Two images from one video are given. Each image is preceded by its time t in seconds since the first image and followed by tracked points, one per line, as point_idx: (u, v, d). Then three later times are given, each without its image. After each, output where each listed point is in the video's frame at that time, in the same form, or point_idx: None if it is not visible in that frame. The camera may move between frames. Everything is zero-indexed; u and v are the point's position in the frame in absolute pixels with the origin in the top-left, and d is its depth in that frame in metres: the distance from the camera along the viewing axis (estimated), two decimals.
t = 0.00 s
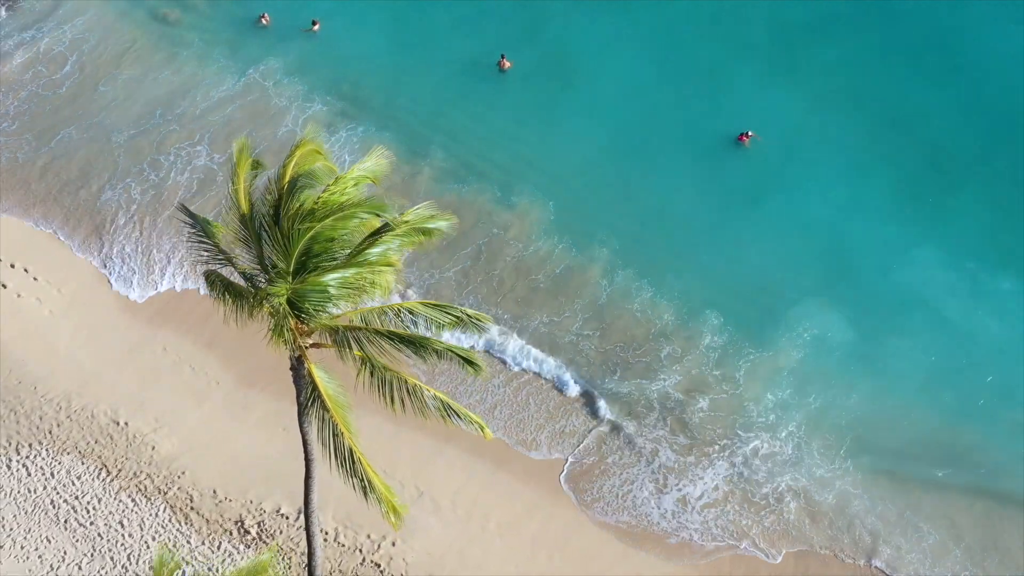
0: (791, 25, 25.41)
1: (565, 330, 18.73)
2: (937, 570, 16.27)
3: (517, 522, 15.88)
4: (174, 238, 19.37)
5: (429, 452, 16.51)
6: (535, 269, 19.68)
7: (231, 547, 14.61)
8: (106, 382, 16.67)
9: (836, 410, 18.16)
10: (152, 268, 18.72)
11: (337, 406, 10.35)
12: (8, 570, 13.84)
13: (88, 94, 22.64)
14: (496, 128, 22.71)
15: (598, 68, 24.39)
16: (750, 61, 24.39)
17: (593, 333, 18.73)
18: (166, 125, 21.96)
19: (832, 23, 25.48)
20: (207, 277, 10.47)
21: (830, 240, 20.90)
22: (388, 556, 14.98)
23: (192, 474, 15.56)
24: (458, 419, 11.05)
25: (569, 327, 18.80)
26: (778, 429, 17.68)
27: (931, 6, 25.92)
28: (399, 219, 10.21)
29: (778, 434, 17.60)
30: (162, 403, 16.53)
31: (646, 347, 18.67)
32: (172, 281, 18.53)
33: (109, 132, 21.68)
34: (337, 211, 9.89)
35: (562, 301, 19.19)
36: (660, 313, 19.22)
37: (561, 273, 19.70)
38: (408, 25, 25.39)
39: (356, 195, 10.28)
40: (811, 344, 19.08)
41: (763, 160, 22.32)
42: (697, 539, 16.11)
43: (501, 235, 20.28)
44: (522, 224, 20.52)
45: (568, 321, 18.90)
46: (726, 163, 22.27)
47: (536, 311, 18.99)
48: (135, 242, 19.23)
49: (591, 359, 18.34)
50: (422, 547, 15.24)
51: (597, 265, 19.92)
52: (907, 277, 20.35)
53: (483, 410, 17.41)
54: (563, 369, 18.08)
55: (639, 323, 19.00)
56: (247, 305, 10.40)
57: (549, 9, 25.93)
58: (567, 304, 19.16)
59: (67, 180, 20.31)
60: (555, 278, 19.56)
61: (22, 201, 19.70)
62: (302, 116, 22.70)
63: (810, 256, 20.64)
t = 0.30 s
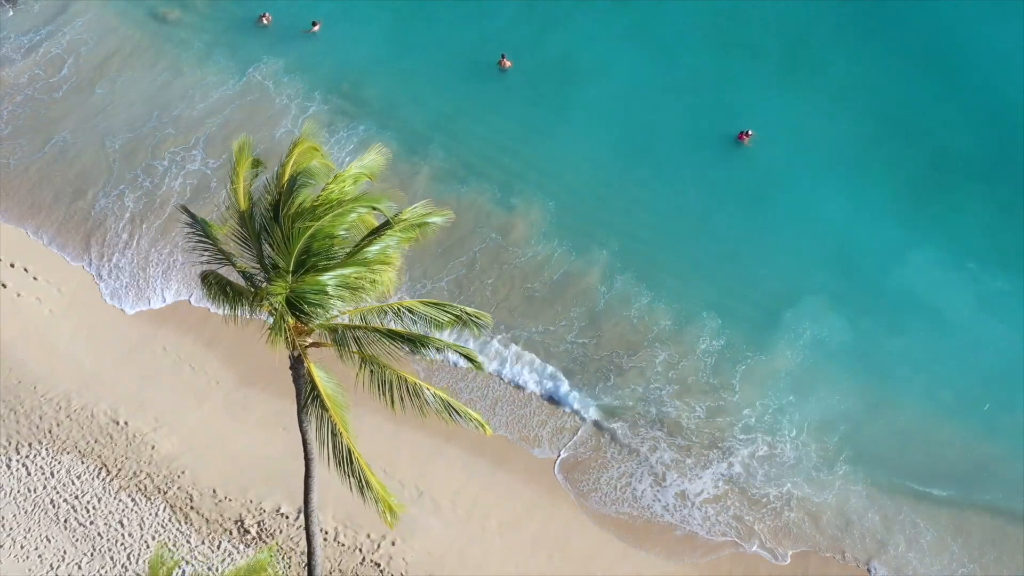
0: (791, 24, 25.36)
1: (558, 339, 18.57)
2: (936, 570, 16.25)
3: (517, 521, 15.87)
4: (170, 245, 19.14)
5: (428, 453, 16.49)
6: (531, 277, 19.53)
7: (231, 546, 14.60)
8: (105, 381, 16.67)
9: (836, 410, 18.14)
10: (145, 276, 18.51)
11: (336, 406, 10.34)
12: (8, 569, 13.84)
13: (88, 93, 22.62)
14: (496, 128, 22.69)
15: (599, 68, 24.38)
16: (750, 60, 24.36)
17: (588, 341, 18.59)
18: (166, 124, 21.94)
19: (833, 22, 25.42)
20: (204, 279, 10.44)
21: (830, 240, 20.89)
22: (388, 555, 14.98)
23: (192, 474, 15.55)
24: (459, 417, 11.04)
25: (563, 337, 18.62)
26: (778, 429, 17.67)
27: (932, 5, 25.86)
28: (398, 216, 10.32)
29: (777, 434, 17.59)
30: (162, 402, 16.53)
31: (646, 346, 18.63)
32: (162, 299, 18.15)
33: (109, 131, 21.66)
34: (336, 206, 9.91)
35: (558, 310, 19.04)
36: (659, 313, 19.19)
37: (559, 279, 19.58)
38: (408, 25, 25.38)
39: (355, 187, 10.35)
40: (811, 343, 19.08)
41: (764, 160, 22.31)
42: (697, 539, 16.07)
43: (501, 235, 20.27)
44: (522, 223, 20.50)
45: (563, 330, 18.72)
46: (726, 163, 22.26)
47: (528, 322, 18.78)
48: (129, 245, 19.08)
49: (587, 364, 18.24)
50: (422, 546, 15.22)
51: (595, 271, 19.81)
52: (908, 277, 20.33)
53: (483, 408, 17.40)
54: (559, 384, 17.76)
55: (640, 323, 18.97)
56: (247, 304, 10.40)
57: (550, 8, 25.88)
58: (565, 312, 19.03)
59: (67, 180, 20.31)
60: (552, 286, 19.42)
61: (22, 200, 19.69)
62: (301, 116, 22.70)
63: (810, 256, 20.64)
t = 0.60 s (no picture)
0: (792, 24, 25.31)
1: (552, 350, 18.35)
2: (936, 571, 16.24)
3: (517, 521, 15.86)
4: (163, 256, 18.92)
5: (428, 453, 16.47)
6: (525, 286, 19.35)
7: (231, 546, 14.59)
8: (105, 380, 16.66)
9: (835, 410, 18.14)
10: (140, 284, 18.35)
11: (334, 407, 10.32)
12: (8, 569, 13.83)
13: (89, 92, 22.63)
14: (496, 127, 22.67)
15: (598, 68, 24.36)
16: (750, 60, 24.32)
17: (589, 341, 18.56)
18: (166, 123, 21.94)
19: (833, 21, 25.39)
20: (202, 279, 10.41)
21: (830, 241, 20.88)
22: (388, 554, 14.99)
23: (192, 473, 15.55)
24: (458, 416, 11.01)
25: (556, 347, 18.40)
26: (777, 429, 17.64)
27: (933, 5, 25.81)
28: (397, 216, 10.35)
29: (776, 435, 17.57)
30: (162, 401, 16.53)
31: (646, 346, 18.62)
32: (154, 313, 17.87)
33: (109, 130, 21.65)
34: (336, 202, 9.93)
35: (553, 319, 18.84)
36: (659, 313, 19.18)
37: (554, 286, 19.42)
38: (409, 24, 25.36)
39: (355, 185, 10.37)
40: (811, 343, 19.07)
41: (764, 160, 22.29)
42: (697, 539, 16.05)
43: (501, 235, 20.24)
44: (522, 223, 20.49)
45: (558, 340, 18.52)
46: (725, 163, 22.24)
47: (520, 333, 18.55)
48: (120, 254, 18.89)
49: (587, 364, 18.20)
50: (422, 546, 15.21)
51: (592, 271, 19.78)
52: (907, 278, 20.30)
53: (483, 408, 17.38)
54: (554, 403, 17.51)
55: (641, 324, 18.95)
56: (245, 304, 10.39)
57: (550, 8, 25.85)
58: (563, 313, 18.97)
59: (67, 179, 20.31)
60: (546, 294, 19.25)
61: (21, 199, 19.67)
62: (302, 116, 22.70)
63: (810, 256, 20.62)
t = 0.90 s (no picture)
0: (792, 23, 25.30)
1: (545, 357, 18.20)
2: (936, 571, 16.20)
3: (517, 520, 15.84)
4: (159, 264, 18.76)
5: (429, 453, 16.46)
6: (521, 291, 19.24)
7: (230, 545, 14.57)
8: (104, 379, 16.65)
9: (836, 409, 18.10)
10: (139, 287, 18.33)
11: (332, 406, 10.27)
12: (7, 568, 13.82)
13: (88, 91, 22.62)
14: (496, 127, 22.65)
15: (598, 67, 24.36)
16: (750, 60, 24.32)
17: (588, 340, 18.54)
18: (166, 122, 21.93)
19: (833, 21, 25.37)
20: (199, 280, 10.38)
21: (830, 240, 20.86)
22: (388, 554, 14.97)
23: (191, 472, 15.54)
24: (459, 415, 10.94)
25: (553, 351, 18.30)
26: (777, 429, 17.60)
27: (933, 5, 25.79)
28: (397, 216, 10.41)
29: (777, 434, 17.53)
30: (162, 400, 16.53)
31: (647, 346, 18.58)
32: (150, 325, 17.68)
33: (109, 129, 21.65)
34: (335, 202, 9.91)
35: (549, 325, 18.70)
36: (659, 313, 19.17)
37: (553, 288, 19.36)
38: (409, 24, 25.36)
39: (355, 184, 10.36)
40: (811, 343, 19.05)
41: (763, 159, 22.28)
42: (697, 538, 16.02)
43: (501, 234, 20.23)
44: (521, 223, 20.48)
45: (553, 346, 18.38)
46: (725, 163, 22.23)
47: (514, 341, 18.40)
48: (116, 262, 18.74)
49: (586, 364, 18.17)
50: (422, 545, 15.20)
51: (592, 271, 19.77)
52: (907, 278, 20.28)
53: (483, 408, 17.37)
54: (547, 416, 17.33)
55: (641, 324, 18.93)
56: (244, 304, 10.38)
57: (550, 7, 25.86)
58: (563, 313, 18.96)
59: (67, 178, 20.30)
60: (547, 293, 19.23)
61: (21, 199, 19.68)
62: (302, 115, 22.70)
63: (810, 256, 20.60)
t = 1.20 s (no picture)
0: (792, 22, 25.29)
1: (539, 361, 18.09)
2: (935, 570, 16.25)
3: (517, 519, 15.82)
4: (158, 273, 18.51)
5: (429, 451, 16.44)
6: (520, 291, 19.17)
7: (230, 545, 14.56)
8: (104, 379, 16.64)
9: (836, 408, 18.07)
10: (139, 287, 18.26)
11: (331, 405, 10.24)
12: (7, 568, 13.82)
13: (87, 90, 22.63)
14: (496, 126, 22.63)
15: (597, 66, 24.36)
16: (750, 58, 24.31)
17: (588, 339, 18.53)
18: (165, 121, 21.92)
19: (834, 20, 25.34)
20: (197, 279, 10.36)
21: (830, 239, 20.84)
22: (388, 553, 14.96)
23: (191, 472, 15.53)
24: (458, 416, 10.92)
25: (552, 351, 18.27)
26: (777, 428, 17.58)
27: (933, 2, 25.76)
28: (398, 217, 10.47)
29: (777, 433, 17.50)
30: (161, 399, 16.52)
31: (644, 345, 18.54)
32: (155, 337, 17.42)
33: (109, 129, 21.65)
34: (335, 205, 9.96)
35: (544, 330, 18.58)
36: (659, 312, 19.14)
37: (553, 286, 19.35)
38: (409, 23, 25.36)
39: (357, 187, 10.41)
40: (811, 342, 19.03)
41: (763, 158, 22.27)
42: (697, 538, 16.00)
43: (501, 233, 20.20)
44: (521, 222, 20.46)
45: (550, 347, 18.32)
46: (726, 161, 22.21)
47: (508, 346, 18.29)
48: (114, 273, 18.46)
49: (586, 362, 18.15)
50: (422, 544, 15.19)
51: (592, 270, 19.74)
52: (907, 277, 20.24)
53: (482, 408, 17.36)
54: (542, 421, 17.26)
55: (641, 322, 18.92)
56: (243, 304, 10.39)
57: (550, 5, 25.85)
58: (563, 312, 18.95)
59: (67, 178, 20.30)
60: (546, 292, 19.23)
61: (21, 199, 19.69)
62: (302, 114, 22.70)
63: (809, 254, 20.59)
